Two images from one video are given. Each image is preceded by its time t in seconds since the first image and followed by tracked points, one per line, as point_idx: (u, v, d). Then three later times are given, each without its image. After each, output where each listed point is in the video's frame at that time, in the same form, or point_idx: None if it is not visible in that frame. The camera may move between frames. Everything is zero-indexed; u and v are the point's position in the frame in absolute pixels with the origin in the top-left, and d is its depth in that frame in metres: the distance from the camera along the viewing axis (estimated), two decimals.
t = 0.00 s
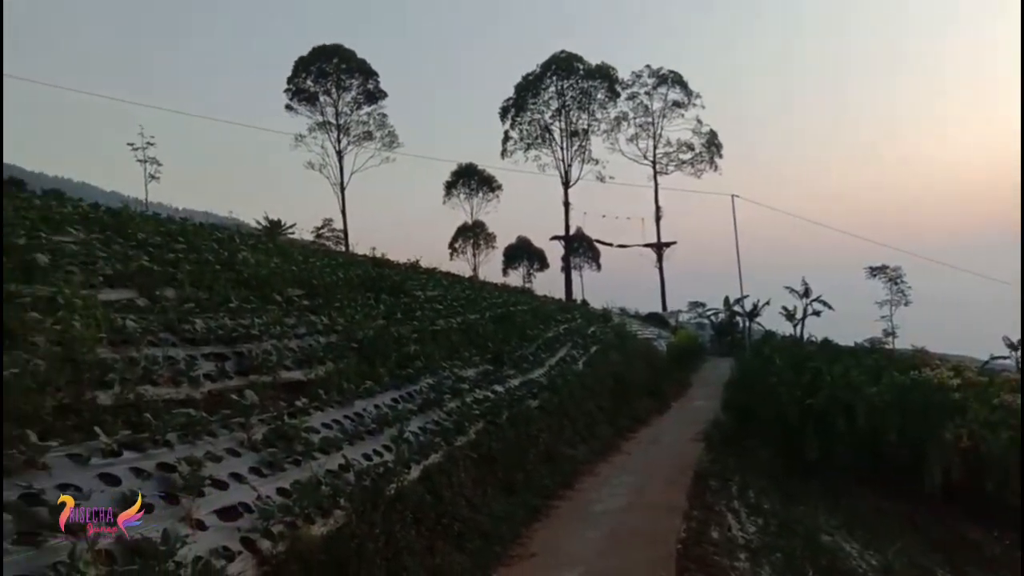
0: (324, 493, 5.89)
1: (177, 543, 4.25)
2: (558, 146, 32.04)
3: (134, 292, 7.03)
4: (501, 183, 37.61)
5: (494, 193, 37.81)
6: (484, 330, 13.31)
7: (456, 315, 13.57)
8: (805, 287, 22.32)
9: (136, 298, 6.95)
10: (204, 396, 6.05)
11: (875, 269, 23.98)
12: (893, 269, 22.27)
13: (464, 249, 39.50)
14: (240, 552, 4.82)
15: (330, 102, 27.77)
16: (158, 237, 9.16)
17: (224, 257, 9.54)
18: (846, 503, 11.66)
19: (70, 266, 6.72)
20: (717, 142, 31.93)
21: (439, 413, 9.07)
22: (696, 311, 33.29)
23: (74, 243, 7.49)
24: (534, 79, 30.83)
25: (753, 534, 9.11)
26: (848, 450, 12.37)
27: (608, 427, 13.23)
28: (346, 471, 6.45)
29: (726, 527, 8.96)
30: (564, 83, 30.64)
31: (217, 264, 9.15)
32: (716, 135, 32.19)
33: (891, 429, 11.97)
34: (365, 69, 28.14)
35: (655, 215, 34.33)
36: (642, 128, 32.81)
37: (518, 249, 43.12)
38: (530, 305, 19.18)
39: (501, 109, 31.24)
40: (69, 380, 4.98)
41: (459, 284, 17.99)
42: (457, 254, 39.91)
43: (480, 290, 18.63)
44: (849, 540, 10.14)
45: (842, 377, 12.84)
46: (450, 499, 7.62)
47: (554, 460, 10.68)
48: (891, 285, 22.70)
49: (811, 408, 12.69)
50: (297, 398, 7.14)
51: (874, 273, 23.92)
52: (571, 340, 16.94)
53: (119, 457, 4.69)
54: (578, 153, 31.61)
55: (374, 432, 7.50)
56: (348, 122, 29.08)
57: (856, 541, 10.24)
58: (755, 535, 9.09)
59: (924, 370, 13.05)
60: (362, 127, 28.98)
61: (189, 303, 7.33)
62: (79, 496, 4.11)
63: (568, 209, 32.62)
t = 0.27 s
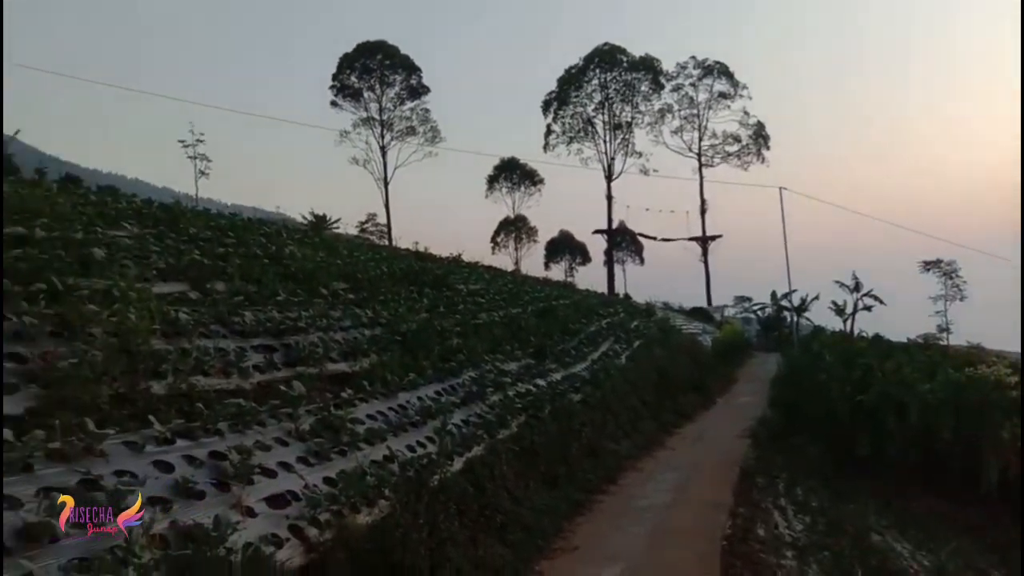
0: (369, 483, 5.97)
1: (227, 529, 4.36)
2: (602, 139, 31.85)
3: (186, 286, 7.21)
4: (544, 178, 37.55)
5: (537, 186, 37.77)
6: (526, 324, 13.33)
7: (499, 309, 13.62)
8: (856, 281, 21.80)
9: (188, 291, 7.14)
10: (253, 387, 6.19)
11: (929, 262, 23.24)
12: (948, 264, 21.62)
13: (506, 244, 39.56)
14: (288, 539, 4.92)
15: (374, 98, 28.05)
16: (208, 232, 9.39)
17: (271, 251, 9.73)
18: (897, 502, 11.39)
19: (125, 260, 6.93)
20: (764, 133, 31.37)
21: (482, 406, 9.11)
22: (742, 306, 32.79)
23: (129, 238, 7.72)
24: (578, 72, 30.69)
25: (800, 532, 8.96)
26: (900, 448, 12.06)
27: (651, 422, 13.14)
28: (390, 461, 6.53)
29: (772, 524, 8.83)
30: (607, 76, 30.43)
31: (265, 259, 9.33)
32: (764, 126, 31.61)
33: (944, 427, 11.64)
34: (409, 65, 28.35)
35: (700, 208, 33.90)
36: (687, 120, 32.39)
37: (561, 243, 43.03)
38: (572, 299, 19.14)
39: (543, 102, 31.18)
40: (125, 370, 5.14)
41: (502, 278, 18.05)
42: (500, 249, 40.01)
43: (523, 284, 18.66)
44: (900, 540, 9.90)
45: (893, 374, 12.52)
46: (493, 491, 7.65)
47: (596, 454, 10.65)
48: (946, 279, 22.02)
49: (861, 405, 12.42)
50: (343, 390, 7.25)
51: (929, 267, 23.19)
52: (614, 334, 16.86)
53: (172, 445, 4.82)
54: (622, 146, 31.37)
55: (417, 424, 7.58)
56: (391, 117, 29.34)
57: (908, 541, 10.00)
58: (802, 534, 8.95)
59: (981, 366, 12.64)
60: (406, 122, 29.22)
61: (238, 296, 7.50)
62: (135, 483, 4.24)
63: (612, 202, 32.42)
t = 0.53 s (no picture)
0: (400, 478, 5.99)
1: (262, 523, 4.39)
2: (631, 134, 31.63)
3: (219, 281, 7.30)
4: (571, 173, 37.43)
5: (564, 182, 37.64)
6: (555, 320, 13.29)
7: (527, 305, 13.60)
8: (890, 277, 21.43)
9: (221, 286, 7.21)
10: (285, 383, 6.24)
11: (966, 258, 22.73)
12: (987, 259, 21.15)
13: (533, 239, 39.52)
14: (320, 534, 4.96)
15: (402, 94, 28.15)
16: (241, 228, 9.49)
17: (302, 247, 9.81)
18: (934, 502, 11.17)
19: (160, 256, 7.03)
20: (796, 127, 30.94)
21: (510, 402, 9.11)
22: (772, 302, 32.41)
23: (163, 234, 7.83)
24: (607, 66, 30.51)
25: (834, 532, 8.83)
26: (937, 447, 11.83)
27: (681, 419, 13.03)
28: (420, 457, 6.55)
29: (806, 524, 8.71)
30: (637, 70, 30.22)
31: (296, 255, 9.41)
32: (796, 120, 31.18)
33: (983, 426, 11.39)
34: (437, 60, 28.41)
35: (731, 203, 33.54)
36: (717, 114, 32.05)
37: (588, 239, 42.87)
38: (601, 295, 19.06)
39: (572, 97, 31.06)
40: (161, 364, 5.21)
41: (530, 274, 18.03)
42: (527, 244, 39.97)
43: (551, 280, 18.61)
44: (937, 541, 9.71)
45: (929, 372, 12.28)
46: (523, 488, 7.65)
47: (625, 451, 10.59)
48: (984, 275, 21.56)
49: (896, 403, 12.20)
50: (373, 385, 7.29)
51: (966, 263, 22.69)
52: (642, 331, 16.75)
53: (207, 439, 4.88)
54: (651, 141, 31.13)
55: (447, 420, 7.59)
56: (420, 113, 29.43)
57: (945, 543, 9.81)
58: (836, 534, 8.82)
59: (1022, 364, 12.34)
60: (434, 118, 29.30)
61: (270, 292, 7.57)
62: (171, 477, 4.29)
63: (640, 198, 32.21)
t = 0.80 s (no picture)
0: (426, 484, 5.98)
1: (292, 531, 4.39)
2: (646, 136, 31.55)
3: (242, 290, 7.34)
4: (586, 177, 37.39)
5: (579, 186, 37.60)
6: (574, 324, 13.25)
7: (546, 309, 13.57)
8: (912, 276, 21.20)
9: (244, 295, 7.25)
10: (309, 390, 6.26)
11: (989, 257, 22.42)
12: (1010, 257, 20.88)
13: (549, 244, 39.48)
14: (349, 541, 4.95)
15: (416, 101, 28.26)
16: (262, 237, 9.54)
17: (323, 255, 9.84)
18: (963, 504, 11.00)
19: (184, 266, 7.08)
20: (813, 126, 30.73)
21: (533, 406, 9.07)
22: (791, 304, 32.17)
23: (187, 244, 7.89)
24: (621, 69, 30.47)
25: (864, 535, 8.72)
26: (965, 448, 11.67)
27: (703, 423, 12.94)
28: (445, 463, 6.53)
29: (834, 527, 8.61)
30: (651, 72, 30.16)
31: (317, 262, 9.45)
32: (812, 119, 30.97)
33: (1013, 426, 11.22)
34: (451, 67, 28.50)
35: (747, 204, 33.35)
36: (733, 115, 31.91)
37: (604, 243, 42.77)
38: (619, 299, 18.98)
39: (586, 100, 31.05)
40: (188, 373, 5.24)
41: (548, 278, 18.00)
42: (543, 249, 39.94)
43: (569, 284, 18.57)
44: (968, 543, 9.56)
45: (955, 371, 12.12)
46: (548, 493, 7.61)
47: (648, 456, 10.52)
48: (1008, 273, 21.28)
49: (922, 403, 12.06)
50: (397, 392, 7.29)
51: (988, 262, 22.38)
52: (662, 334, 16.65)
53: (236, 447, 4.89)
54: (666, 143, 31.03)
55: (471, 426, 7.58)
56: (434, 120, 29.52)
57: (977, 545, 9.65)
58: (866, 536, 8.70)
59: None
60: (448, 125, 29.38)
61: (293, 300, 7.59)
62: (202, 485, 4.31)
63: (656, 200, 32.10)
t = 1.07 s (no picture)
0: (436, 498, 5.93)
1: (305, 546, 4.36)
2: (647, 149, 31.64)
3: (250, 304, 7.33)
4: (588, 190, 37.46)
5: (581, 199, 37.66)
6: (580, 337, 13.22)
7: (551, 322, 13.54)
8: (915, 288, 21.18)
9: (252, 309, 7.24)
10: (318, 404, 6.23)
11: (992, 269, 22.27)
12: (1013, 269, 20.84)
13: (551, 257, 39.50)
14: (361, 556, 4.91)
15: (418, 115, 28.37)
16: (268, 250, 9.54)
17: (329, 268, 9.84)
18: (973, 518, 10.93)
19: (191, 279, 7.07)
20: (814, 139, 30.80)
21: (540, 420, 9.03)
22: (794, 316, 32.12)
23: (194, 257, 7.89)
24: (622, 83, 30.60)
25: (874, 549, 8.65)
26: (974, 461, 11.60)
27: (709, 436, 12.88)
28: (454, 477, 6.49)
29: (845, 541, 8.55)
30: (652, 85, 30.29)
31: (323, 276, 9.45)
32: (813, 132, 31.04)
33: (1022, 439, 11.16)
34: (452, 81, 28.63)
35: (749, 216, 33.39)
36: (734, 127, 32.00)
37: (606, 256, 42.79)
38: (623, 311, 18.95)
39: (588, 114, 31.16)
40: (198, 387, 5.21)
41: (552, 291, 17.98)
42: (545, 262, 39.96)
43: (573, 297, 18.55)
44: (979, 557, 9.48)
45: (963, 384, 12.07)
46: (557, 508, 7.56)
47: (656, 469, 10.47)
48: (1012, 285, 21.25)
49: (930, 416, 12.00)
50: (405, 406, 7.26)
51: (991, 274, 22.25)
52: (666, 346, 16.61)
53: (247, 462, 4.87)
54: (667, 156, 31.10)
55: (479, 439, 7.54)
56: (436, 134, 29.63)
57: (988, 559, 9.58)
58: (877, 551, 8.64)
59: None
60: (450, 138, 29.48)
61: (300, 313, 7.58)
62: (214, 500, 4.28)
63: (658, 213, 32.14)
